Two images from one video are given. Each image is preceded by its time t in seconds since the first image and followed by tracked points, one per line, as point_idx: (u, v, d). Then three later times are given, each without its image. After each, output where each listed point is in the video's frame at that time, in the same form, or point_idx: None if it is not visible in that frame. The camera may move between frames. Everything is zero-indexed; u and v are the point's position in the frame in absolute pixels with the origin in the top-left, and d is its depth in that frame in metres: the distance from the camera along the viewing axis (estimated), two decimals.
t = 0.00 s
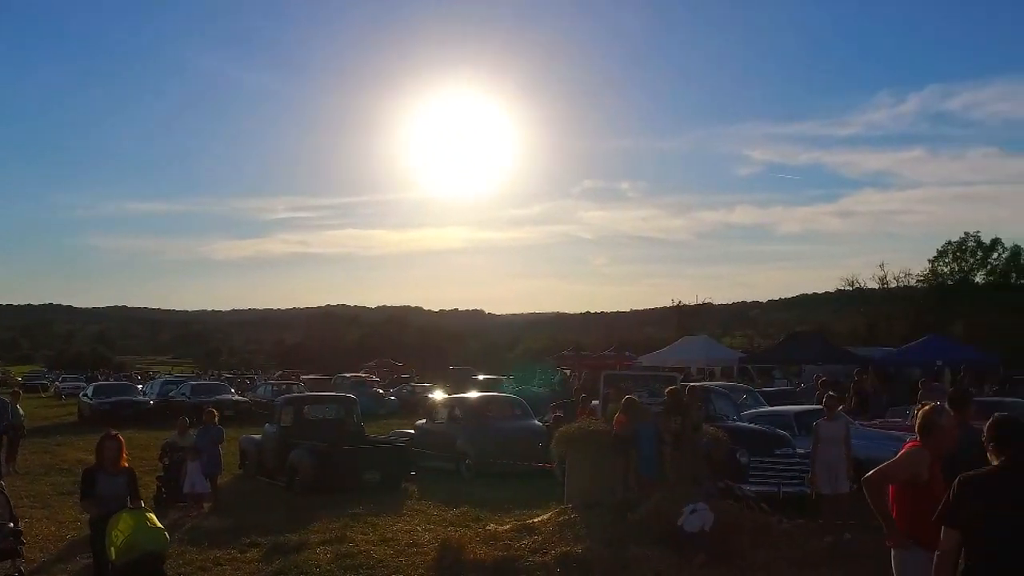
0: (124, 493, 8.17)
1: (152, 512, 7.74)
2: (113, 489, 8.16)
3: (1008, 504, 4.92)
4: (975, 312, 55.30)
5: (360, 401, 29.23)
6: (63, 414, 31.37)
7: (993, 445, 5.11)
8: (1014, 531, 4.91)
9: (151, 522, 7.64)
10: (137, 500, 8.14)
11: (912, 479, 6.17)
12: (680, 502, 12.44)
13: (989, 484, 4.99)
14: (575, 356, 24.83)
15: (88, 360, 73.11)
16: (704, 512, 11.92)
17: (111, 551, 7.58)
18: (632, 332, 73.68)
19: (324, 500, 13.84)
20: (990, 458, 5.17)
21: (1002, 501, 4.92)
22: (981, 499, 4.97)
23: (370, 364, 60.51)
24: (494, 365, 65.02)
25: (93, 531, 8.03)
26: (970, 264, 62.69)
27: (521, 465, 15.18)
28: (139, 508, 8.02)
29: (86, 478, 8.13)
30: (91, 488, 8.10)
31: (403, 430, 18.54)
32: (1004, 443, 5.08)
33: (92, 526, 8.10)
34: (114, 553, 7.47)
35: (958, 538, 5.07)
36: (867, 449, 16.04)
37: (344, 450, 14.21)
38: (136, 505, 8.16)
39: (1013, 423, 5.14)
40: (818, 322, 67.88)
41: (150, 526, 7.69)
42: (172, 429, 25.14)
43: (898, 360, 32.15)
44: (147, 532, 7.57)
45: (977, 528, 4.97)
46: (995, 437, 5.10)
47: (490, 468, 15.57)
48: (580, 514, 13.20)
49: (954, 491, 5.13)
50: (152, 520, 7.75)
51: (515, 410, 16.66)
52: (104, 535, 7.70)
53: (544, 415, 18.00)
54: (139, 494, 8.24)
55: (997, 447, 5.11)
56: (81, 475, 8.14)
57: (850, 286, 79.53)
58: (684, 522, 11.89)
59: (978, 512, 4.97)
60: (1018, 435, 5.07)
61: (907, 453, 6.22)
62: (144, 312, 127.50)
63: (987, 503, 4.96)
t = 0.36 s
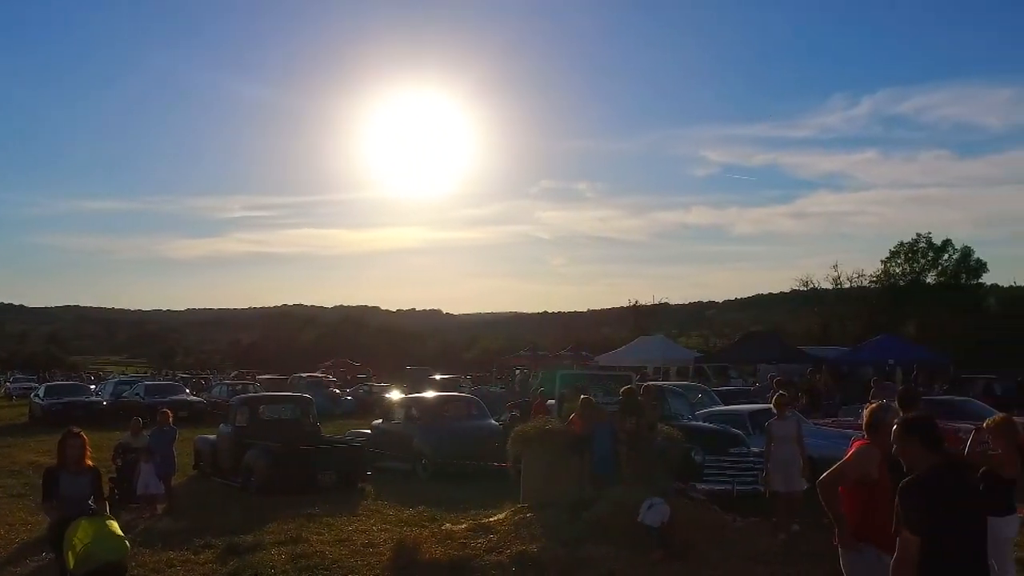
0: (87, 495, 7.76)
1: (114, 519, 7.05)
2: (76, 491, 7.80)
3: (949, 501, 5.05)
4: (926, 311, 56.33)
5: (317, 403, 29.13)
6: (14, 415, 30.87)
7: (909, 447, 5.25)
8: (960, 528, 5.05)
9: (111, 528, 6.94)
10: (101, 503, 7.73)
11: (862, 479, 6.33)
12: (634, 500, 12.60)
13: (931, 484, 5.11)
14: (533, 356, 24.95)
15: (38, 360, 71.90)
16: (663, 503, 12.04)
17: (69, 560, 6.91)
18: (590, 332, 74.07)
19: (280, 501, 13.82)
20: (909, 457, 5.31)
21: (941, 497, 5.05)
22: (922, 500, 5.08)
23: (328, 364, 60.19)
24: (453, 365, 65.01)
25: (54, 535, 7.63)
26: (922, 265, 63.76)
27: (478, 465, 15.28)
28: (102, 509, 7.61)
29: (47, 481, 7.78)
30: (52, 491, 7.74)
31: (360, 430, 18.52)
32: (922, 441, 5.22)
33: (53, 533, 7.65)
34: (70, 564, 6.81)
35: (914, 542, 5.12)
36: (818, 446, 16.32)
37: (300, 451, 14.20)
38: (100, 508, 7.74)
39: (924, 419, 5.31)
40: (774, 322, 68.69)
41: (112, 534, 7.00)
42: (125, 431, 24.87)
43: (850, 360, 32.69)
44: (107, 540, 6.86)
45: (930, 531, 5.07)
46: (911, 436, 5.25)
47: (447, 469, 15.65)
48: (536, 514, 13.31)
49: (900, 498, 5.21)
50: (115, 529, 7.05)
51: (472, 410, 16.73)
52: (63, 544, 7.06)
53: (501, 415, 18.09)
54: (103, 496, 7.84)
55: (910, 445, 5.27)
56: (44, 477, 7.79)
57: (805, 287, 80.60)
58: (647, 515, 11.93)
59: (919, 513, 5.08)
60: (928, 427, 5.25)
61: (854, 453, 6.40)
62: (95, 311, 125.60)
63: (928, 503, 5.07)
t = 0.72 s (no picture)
0: (50, 506, 7.56)
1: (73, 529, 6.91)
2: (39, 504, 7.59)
3: (895, 501, 4.82)
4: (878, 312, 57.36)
5: (272, 403, 28.97)
6: None
7: (837, 449, 5.03)
8: (905, 532, 4.82)
9: (70, 538, 6.80)
10: (63, 515, 7.54)
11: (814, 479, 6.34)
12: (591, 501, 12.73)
13: (876, 483, 4.86)
14: (490, 356, 25.04)
15: None
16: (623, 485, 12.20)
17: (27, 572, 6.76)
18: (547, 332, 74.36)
19: (233, 503, 13.74)
20: (835, 460, 5.09)
21: (883, 498, 4.79)
22: (868, 501, 4.78)
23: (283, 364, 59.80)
24: (410, 365, 64.92)
25: (14, 549, 7.43)
26: (873, 267, 64.76)
27: (434, 466, 15.34)
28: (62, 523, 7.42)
29: (7, 493, 7.57)
30: (12, 503, 7.54)
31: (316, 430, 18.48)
32: (850, 442, 5.02)
33: (12, 546, 7.45)
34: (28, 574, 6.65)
35: (867, 550, 4.78)
36: (772, 444, 16.57)
37: (254, 452, 14.14)
38: (61, 519, 7.55)
39: (846, 422, 5.13)
40: (729, 322, 69.46)
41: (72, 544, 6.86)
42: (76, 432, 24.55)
43: (803, 360, 33.21)
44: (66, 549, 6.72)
45: (880, 536, 4.77)
46: (836, 439, 5.06)
47: (403, 469, 15.69)
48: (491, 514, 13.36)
49: (841, 504, 4.90)
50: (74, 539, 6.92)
51: (428, 411, 16.77)
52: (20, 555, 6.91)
53: (457, 416, 18.17)
54: (66, 508, 7.64)
55: (835, 449, 5.07)
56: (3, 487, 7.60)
57: (760, 287, 81.63)
58: (616, 501, 11.82)
59: (868, 516, 4.77)
60: (849, 428, 5.08)
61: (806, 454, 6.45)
62: (44, 311, 123.47)
63: (873, 504, 4.78)
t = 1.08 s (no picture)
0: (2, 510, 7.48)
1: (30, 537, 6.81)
2: None
3: (833, 505, 4.97)
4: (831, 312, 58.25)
5: (227, 404, 28.81)
6: None
7: (780, 450, 5.13)
8: (842, 535, 4.99)
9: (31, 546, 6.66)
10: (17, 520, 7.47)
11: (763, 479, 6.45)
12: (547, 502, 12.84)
13: (817, 487, 4.99)
14: (448, 356, 25.14)
15: None
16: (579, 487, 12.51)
17: None
18: (504, 332, 74.58)
19: (187, 505, 13.67)
20: (777, 460, 5.20)
21: (822, 502, 4.94)
22: (809, 505, 4.92)
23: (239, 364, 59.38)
24: (367, 365, 64.76)
25: None
26: (827, 268, 65.57)
27: (391, 466, 15.40)
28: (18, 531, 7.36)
29: None
30: None
31: (271, 430, 18.43)
32: (794, 443, 5.14)
33: None
34: None
35: (804, 555, 4.94)
36: (727, 443, 16.83)
37: (209, 453, 14.10)
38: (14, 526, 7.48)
39: (789, 422, 5.24)
40: (685, 322, 70.14)
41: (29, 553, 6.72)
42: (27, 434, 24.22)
43: (757, 360, 33.67)
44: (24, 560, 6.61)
45: (820, 539, 4.93)
46: (779, 440, 5.17)
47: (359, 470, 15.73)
48: (446, 514, 13.40)
49: (783, 505, 5.05)
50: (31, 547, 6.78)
51: (384, 411, 16.81)
52: None
53: (413, 416, 18.23)
54: (19, 513, 7.57)
55: (777, 450, 5.18)
56: None
57: (716, 287, 82.53)
58: (601, 497, 12.18)
59: (808, 520, 4.91)
60: (791, 429, 5.19)
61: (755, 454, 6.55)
62: None
63: (816, 508, 4.94)
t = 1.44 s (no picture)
0: None
1: None
2: None
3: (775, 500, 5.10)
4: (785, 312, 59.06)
5: (181, 404, 28.56)
6: None
7: (724, 451, 5.26)
8: (786, 534, 5.13)
9: None
10: None
11: (716, 481, 6.57)
12: (502, 501, 12.95)
13: (759, 484, 5.12)
14: (405, 356, 25.15)
15: None
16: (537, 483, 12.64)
17: None
18: (461, 332, 74.62)
19: (140, 507, 13.57)
20: (721, 460, 5.33)
21: (764, 500, 5.08)
22: (753, 505, 5.06)
23: (193, 364, 58.77)
24: (323, 365, 64.44)
25: None
26: (782, 268, 65.83)
27: (347, 467, 15.41)
28: None
29: None
30: None
31: (226, 431, 18.32)
32: (737, 444, 5.26)
33: None
34: None
35: (749, 554, 5.06)
36: (682, 443, 17.06)
37: (162, 454, 14.00)
38: None
39: (732, 423, 5.37)
40: (641, 322, 70.69)
41: None
42: None
43: (712, 360, 34.07)
44: None
45: (763, 540, 5.07)
46: (723, 440, 5.29)
47: (315, 470, 15.71)
48: (402, 514, 13.44)
49: (727, 503, 5.17)
50: None
51: (340, 411, 16.81)
52: None
53: (369, 417, 18.24)
54: None
55: (721, 450, 5.30)
56: None
57: (672, 288, 83.25)
58: (561, 490, 12.32)
59: (753, 520, 5.04)
60: (735, 430, 5.31)
61: (704, 457, 6.65)
62: None
63: (761, 507, 5.07)
